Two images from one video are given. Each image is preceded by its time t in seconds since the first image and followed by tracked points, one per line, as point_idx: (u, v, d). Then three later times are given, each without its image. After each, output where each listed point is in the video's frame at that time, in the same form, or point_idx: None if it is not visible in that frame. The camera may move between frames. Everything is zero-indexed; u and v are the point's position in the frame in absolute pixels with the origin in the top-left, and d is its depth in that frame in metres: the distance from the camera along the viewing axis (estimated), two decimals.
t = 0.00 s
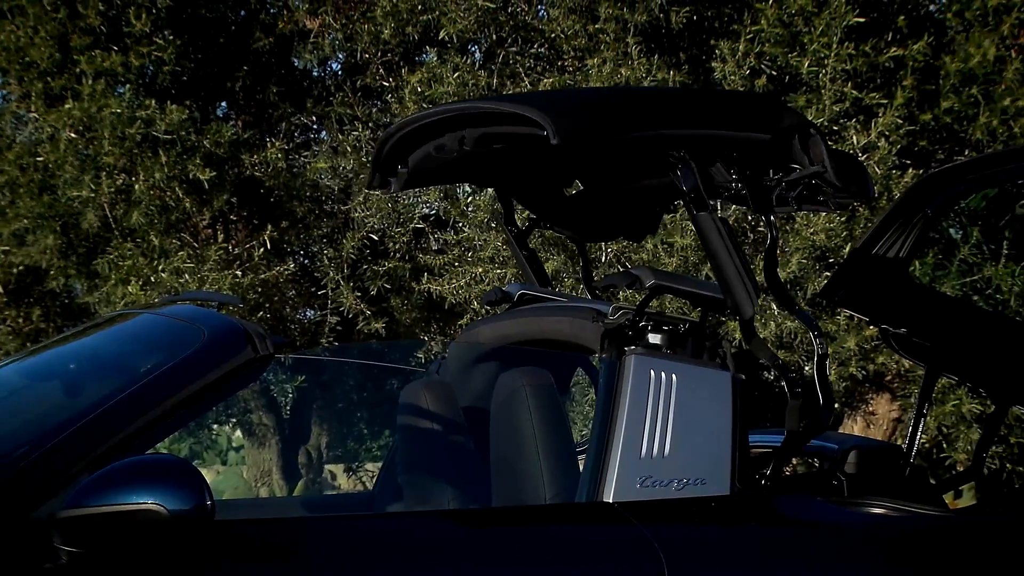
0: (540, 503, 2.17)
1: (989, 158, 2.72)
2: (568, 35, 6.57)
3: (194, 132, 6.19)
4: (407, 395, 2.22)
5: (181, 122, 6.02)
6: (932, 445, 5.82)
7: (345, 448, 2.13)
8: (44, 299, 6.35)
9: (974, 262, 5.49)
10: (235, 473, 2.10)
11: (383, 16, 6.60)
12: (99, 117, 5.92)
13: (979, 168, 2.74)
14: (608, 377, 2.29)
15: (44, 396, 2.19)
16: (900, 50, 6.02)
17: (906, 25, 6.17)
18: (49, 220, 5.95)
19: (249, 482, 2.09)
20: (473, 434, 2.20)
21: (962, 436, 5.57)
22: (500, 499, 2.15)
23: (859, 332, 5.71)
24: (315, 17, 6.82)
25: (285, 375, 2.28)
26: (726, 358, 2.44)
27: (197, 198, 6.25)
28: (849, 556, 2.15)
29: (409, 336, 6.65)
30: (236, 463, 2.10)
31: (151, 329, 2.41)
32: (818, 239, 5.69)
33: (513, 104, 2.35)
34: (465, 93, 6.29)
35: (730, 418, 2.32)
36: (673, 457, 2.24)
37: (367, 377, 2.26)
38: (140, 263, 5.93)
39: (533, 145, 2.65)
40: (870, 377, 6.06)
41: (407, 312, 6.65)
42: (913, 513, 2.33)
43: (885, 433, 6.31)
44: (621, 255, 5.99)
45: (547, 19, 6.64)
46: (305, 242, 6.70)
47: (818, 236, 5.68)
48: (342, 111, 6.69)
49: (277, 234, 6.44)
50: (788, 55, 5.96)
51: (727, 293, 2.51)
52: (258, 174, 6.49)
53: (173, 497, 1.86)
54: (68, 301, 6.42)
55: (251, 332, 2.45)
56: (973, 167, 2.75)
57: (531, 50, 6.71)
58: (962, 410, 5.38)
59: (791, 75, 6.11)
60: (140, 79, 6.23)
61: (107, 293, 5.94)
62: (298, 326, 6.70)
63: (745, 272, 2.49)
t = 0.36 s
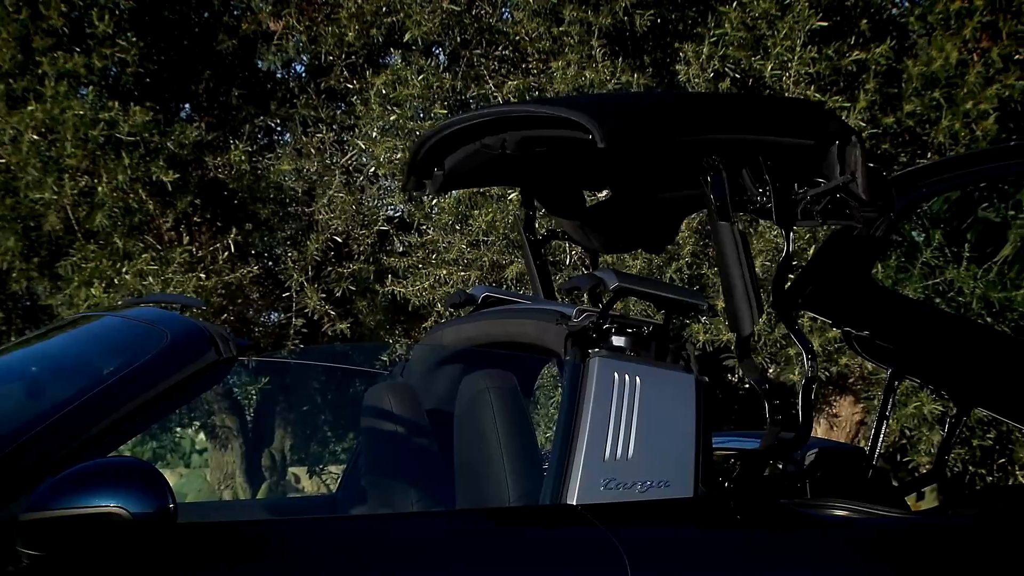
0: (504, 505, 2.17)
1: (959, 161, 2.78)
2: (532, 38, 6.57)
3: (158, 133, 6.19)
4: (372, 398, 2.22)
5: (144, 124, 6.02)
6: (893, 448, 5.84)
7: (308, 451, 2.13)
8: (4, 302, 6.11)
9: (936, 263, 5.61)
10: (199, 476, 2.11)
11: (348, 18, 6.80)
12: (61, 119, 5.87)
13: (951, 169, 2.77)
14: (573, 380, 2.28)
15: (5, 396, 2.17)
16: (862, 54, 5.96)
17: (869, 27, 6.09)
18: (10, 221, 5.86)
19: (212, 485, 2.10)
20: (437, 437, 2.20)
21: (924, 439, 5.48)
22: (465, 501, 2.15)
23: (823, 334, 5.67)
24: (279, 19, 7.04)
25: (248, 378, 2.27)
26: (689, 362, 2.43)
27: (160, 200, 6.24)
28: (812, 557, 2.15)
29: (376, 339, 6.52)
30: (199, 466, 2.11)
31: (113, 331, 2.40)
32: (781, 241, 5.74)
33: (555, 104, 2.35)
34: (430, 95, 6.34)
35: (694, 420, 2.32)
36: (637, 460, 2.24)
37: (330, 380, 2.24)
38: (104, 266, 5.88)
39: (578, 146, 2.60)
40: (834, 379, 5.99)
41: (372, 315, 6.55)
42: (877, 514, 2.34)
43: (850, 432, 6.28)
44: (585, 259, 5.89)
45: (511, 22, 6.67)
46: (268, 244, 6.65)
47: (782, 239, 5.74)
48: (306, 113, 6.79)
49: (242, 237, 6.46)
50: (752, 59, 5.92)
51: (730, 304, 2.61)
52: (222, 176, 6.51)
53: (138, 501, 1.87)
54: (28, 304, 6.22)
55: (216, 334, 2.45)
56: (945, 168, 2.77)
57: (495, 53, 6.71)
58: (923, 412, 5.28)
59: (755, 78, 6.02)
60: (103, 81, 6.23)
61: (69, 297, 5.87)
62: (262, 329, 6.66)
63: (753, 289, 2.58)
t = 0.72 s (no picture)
0: (480, 504, 2.17)
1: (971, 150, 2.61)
2: (510, 36, 6.48)
3: (135, 131, 6.14)
4: (349, 397, 2.21)
5: (121, 122, 5.97)
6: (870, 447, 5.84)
7: (285, 450, 2.13)
8: None
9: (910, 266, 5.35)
10: (176, 475, 2.09)
11: (326, 17, 6.73)
12: (38, 118, 5.83)
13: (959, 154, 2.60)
14: (549, 378, 2.28)
15: None
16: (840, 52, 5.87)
17: (847, 24, 6.04)
18: None
19: (188, 485, 2.09)
20: (414, 435, 2.20)
21: (902, 438, 5.46)
22: (442, 500, 2.16)
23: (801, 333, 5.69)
24: (256, 17, 6.92)
25: (226, 376, 2.25)
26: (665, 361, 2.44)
27: (137, 199, 6.19)
28: (791, 557, 2.15)
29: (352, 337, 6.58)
30: (176, 465, 2.10)
31: (89, 330, 2.39)
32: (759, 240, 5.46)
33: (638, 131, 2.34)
34: (408, 94, 6.24)
35: (671, 420, 2.32)
36: (615, 458, 2.24)
37: (307, 379, 2.24)
38: (80, 264, 5.86)
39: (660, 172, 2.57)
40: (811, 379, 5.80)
41: (350, 314, 6.57)
42: (857, 514, 2.34)
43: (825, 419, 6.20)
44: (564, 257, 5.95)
45: (489, 22, 6.61)
46: (245, 242, 6.56)
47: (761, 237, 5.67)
48: (282, 112, 6.72)
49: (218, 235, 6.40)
50: (729, 57, 5.86)
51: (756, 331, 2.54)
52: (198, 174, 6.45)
53: (112, 500, 1.86)
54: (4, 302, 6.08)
55: (192, 333, 2.44)
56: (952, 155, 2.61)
57: (473, 51, 6.63)
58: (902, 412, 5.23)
59: (732, 76, 5.96)
60: (79, 79, 6.15)
61: (46, 295, 5.84)
62: (239, 328, 6.54)
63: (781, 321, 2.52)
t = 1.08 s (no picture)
0: (454, 502, 2.16)
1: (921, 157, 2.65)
2: (483, 34, 6.43)
3: (107, 128, 6.19)
4: (322, 394, 2.21)
5: (93, 118, 5.99)
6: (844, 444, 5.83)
7: (259, 448, 2.14)
8: None
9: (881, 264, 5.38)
10: (148, 473, 2.09)
11: (299, 13, 6.73)
12: (9, 114, 5.79)
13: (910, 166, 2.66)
14: (524, 375, 2.28)
15: None
16: (813, 50, 5.98)
17: (818, 24, 6.10)
18: None
19: (162, 481, 2.09)
20: (387, 433, 2.20)
21: (874, 435, 5.48)
22: (416, 499, 2.15)
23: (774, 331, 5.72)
24: (229, 14, 6.91)
25: (199, 374, 2.26)
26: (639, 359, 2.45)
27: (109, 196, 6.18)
28: (764, 555, 2.15)
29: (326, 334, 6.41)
30: (149, 462, 2.10)
31: (61, 325, 2.38)
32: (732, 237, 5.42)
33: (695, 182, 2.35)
34: (382, 91, 6.19)
35: (646, 416, 2.32)
36: (588, 456, 2.24)
37: (280, 376, 2.23)
38: (53, 261, 5.84)
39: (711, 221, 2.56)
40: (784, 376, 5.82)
41: (323, 311, 6.45)
42: (832, 513, 2.34)
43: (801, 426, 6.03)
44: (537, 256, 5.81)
45: (462, 18, 6.59)
46: (218, 240, 6.57)
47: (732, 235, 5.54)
48: (256, 108, 6.73)
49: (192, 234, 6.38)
50: (703, 55, 5.83)
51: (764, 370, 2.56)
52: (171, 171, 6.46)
53: (84, 497, 1.85)
54: None
55: (164, 331, 2.44)
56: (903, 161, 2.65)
57: (447, 49, 6.60)
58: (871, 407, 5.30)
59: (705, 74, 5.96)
60: (51, 76, 6.09)
61: (17, 292, 5.77)
62: (211, 324, 6.60)
63: (793, 368, 2.54)
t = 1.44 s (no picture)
0: (416, 494, 2.16)
1: (882, 148, 2.99)
2: (446, 26, 6.42)
3: (68, 119, 6.15)
4: (283, 386, 2.21)
5: (55, 110, 5.95)
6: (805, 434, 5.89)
7: (222, 440, 2.12)
8: None
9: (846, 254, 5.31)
10: (109, 465, 2.09)
11: (260, 4, 6.64)
12: None
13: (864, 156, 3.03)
14: (486, 367, 2.27)
15: None
16: (775, 43, 5.97)
17: (781, 16, 6.12)
18: None
19: (123, 474, 2.08)
20: (348, 425, 2.20)
21: (836, 426, 5.58)
22: (377, 491, 2.14)
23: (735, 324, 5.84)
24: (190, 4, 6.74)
25: (161, 366, 2.25)
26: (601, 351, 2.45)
27: (70, 188, 6.21)
28: (719, 547, 2.16)
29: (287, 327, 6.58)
30: (110, 455, 2.09)
31: (19, 315, 2.37)
32: (695, 230, 5.57)
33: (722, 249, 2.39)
34: (344, 83, 6.29)
35: (608, 409, 2.32)
36: (551, 448, 2.23)
37: (235, 368, 2.24)
38: (13, 252, 5.85)
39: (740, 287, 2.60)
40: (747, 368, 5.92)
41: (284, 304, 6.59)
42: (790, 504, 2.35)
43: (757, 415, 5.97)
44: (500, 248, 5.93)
45: (425, 10, 6.54)
46: (181, 231, 6.61)
47: (694, 228, 5.56)
48: (218, 100, 6.63)
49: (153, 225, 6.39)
50: (665, 48, 5.92)
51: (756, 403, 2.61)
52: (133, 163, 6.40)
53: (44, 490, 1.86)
54: None
55: (125, 322, 2.44)
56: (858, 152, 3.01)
57: (410, 40, 6.56)
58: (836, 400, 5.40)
59: (667, 67, 6.05)
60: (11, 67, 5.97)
61: None
62: (173, 317, 6.61)
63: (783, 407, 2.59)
